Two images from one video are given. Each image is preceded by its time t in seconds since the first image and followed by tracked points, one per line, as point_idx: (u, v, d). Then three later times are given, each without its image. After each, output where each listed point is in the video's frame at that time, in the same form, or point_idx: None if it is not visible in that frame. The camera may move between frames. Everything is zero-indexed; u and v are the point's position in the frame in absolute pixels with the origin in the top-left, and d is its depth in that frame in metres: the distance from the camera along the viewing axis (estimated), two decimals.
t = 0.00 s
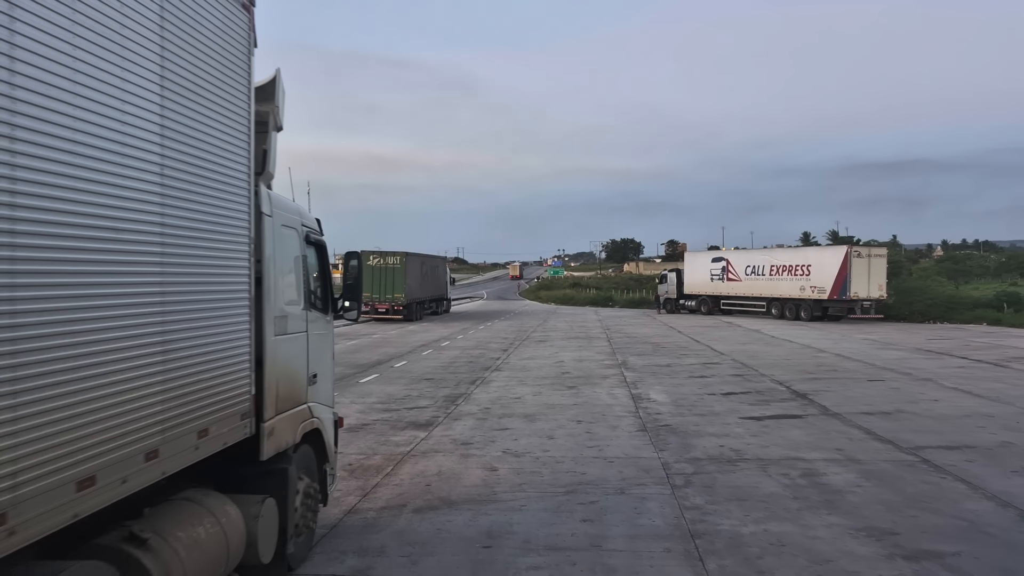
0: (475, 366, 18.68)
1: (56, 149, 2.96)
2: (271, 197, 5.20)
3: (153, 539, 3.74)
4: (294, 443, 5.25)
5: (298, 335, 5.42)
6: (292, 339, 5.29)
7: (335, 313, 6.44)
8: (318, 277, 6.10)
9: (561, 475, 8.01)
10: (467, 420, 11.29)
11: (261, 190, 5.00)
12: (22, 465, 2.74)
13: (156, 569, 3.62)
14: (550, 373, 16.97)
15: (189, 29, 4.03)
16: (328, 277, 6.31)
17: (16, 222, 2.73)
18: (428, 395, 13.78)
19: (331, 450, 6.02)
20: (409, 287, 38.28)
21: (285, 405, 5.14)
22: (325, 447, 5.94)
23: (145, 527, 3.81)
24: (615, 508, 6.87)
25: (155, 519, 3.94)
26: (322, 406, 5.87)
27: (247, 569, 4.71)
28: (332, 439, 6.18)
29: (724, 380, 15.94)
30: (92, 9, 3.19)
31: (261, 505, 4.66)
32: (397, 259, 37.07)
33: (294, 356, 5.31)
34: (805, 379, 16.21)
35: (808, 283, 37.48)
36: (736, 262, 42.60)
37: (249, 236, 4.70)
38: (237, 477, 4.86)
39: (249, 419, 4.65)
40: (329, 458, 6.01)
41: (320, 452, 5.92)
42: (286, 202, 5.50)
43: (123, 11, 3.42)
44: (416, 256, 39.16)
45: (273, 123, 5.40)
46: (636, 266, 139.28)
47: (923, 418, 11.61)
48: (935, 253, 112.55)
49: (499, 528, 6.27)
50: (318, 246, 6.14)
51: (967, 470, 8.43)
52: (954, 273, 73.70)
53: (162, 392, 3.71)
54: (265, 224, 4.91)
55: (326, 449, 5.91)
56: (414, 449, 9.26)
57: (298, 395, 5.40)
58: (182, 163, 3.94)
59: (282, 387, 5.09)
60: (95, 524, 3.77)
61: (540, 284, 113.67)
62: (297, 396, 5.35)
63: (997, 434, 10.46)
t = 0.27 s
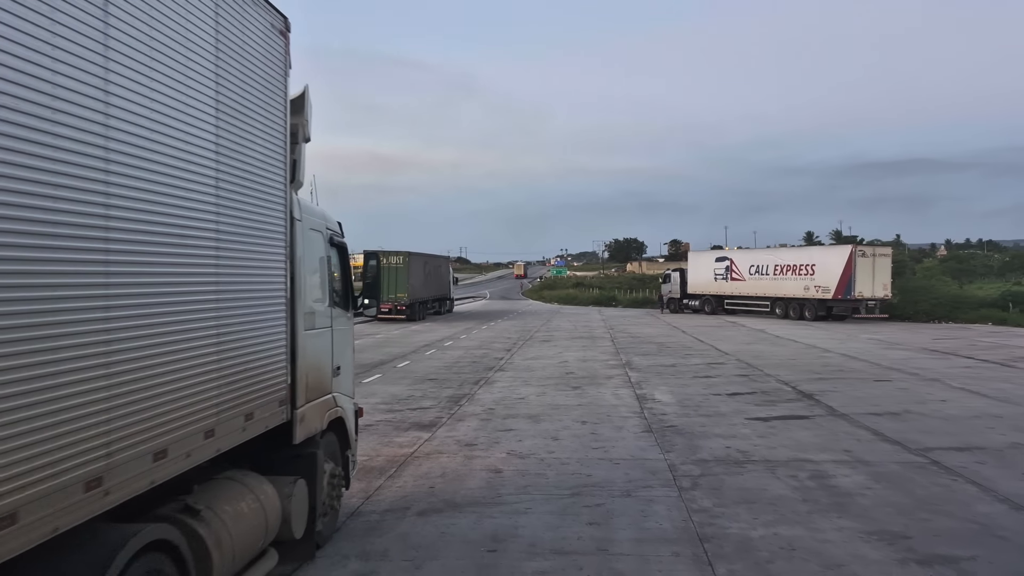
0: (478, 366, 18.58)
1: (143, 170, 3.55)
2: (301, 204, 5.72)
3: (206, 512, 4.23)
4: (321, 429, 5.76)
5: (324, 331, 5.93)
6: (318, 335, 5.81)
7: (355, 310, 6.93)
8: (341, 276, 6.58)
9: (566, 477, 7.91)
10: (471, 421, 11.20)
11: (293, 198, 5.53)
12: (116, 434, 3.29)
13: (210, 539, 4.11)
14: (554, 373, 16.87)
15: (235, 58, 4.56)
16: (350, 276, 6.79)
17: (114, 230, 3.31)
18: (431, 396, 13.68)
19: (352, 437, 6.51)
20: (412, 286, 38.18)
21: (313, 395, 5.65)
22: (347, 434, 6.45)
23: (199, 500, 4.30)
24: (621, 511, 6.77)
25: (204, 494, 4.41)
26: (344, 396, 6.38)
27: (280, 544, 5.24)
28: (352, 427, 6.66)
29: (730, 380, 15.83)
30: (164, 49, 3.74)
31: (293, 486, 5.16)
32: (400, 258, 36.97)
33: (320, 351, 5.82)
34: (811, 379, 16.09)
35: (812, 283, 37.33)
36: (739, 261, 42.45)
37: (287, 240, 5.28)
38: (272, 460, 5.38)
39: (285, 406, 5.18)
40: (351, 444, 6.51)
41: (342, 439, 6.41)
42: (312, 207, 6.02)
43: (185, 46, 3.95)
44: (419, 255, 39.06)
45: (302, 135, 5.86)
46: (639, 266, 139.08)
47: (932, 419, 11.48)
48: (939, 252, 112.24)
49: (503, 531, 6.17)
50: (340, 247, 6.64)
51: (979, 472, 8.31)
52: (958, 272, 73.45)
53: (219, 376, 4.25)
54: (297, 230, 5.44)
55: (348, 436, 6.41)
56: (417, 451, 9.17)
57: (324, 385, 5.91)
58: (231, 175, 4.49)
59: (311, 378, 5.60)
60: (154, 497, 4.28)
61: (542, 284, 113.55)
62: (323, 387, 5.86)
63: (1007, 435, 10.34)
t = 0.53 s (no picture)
0: (482, 366, 18.46)
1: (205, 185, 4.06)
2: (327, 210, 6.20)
3: (249, 489, 4.62)
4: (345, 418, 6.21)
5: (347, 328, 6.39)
6: (342, 331, 6.27)
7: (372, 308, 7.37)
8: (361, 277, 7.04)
9: (572, 479, 7.80)
10: (475, 422, 11.09)
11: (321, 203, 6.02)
12: (186, 413, 3.78)
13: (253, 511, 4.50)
14: (559, 374, 16.75)
15: (273, 77, 5.03)
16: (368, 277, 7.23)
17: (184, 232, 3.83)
18: (435, 396, 13.56)
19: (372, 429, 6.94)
20: (415, 286, 38.04)
21: (338, 385, 6.10)
22: (368, 425, 6.89)
23: (242, 479, 4.69)
24: (629, 514, 6.66)
25: (245, 473, 4.82)
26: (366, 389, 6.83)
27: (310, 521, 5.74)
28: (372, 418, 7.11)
29: (736, 380, 15.70)
30: (219, 70, 4.22)
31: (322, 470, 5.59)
32: (403, 258, 36.84)
33: (344, 346, 6.28)
34: (817, 379, 15.96)
35: (817, 283, 37.15)
36: (744, 260, 42.29)
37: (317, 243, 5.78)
38: (302, 444, 5.86)
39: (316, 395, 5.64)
40: (372, 435, 6.94)
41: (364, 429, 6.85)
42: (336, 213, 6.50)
43: (237, 73, 4.46)
44: (422, 255, 38.92)
45: (326, 147, 6.41)
46: (643, 265, 138.83)
47: (941, 420, 11.34)
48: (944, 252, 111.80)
49: (509, 535, 6.07)
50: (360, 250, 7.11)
51: (991, 474, 8.19)
52: (963, 272, 73.12)
53: (264, 366, 4.72)
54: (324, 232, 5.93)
55: (370, 427, 6.85)
56: (421, 452, 9.07)
57: (347, 378, 6.37)
58: (273, 185, 5.01)
59: (336, 370, 6.06)
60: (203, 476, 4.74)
61: (545, 284, 113.34)
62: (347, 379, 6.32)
63: (1018, 436, 10.21)
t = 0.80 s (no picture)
0: (486, 367, 18.35)
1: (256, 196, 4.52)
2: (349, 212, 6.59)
3: (286, 470, 4.92)
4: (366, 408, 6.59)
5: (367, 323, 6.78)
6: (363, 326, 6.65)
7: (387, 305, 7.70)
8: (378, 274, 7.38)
9: (578, 482, 7.70)
10: (479, 423, 10.99)
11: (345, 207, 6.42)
12: (242, 397, 4.22)
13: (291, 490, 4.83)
14: (563, 374, 16.64)
15: (309, 94, 5.46)
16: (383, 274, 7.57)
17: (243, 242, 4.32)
18: (439, 397, 13.46)
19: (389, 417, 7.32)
20: (419, 286, 37.92)
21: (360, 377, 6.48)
22: (386, 414, 7.27)
23: (279, 459, 4.98)
24: (636, 517, 6.56)
25: (282, 454, 5.14)
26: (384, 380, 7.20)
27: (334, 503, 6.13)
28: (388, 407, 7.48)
29: (742, 381, 15.57)
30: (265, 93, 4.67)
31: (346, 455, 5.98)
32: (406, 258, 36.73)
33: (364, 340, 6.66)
34: (824, 379, 15.83)
35: (822, 282, 36.96)
36: (748, 260, 42.12)
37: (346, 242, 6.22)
38: (330, 430, 6.24)
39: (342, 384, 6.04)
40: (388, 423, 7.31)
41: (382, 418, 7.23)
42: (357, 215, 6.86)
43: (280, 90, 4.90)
44: (425, 255, 38.80)
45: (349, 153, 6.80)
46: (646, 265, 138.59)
47: (951, 421, 11.20)
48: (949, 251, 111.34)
49: (515, 539, 5.97)
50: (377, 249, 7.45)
51: (1003, 476, 8.06)
52: (969, 272, 72.76)
53: (301, 357, 5.14)
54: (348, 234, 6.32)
55: (387, 415, 7.22)
56: (425, 453, 8.97)
57: (367, 370, 6.75)
58: (310, 192, 5.47)
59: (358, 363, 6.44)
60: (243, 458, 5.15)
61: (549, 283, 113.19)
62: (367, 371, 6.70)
63: None
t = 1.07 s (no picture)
0: (490, 367, 18.25)
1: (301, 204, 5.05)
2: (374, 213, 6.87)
3: (319, 453, 5.27)
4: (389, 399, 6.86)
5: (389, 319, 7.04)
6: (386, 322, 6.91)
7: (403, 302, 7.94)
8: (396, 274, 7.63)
9: (584, 483, 7.62)
10: (484, 423, 10.91)
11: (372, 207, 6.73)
12: (288, 382, 4.68)
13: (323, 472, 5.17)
14: (568, 374, 16.54)
15: (341, 107, 5.95)
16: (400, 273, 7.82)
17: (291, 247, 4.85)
18: (444, 397, 13.37)
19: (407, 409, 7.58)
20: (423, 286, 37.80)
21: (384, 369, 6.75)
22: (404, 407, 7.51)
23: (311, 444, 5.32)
24: (643, 518, 6.49)
25: (314, 439, 5.49)
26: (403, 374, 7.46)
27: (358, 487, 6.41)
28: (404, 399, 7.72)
29: (748, 381, 15.46)
30: (307, 115, 5.20)
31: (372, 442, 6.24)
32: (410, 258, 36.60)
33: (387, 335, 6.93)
34: (831, 379, 15.71)
35: (828, 282, 36.80)
36: (753, 259, 41.96)
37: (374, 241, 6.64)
38: (353, 421, 6.49)
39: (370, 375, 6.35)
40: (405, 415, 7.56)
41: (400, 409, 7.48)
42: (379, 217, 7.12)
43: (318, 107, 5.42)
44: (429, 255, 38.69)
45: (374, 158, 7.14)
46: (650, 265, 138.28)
47: (960, 421, 11.09)
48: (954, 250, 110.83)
49: (521, 541, 5.91)
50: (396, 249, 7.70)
51: (1014, 477, 7.97)
52: (975, 271, 72.36)
53: (338, 349, 5.58)
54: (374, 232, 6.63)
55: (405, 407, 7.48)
56: (430, 454, 8.90)
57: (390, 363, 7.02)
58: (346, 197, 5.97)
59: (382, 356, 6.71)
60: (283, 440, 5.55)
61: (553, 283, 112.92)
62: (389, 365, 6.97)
63: None
